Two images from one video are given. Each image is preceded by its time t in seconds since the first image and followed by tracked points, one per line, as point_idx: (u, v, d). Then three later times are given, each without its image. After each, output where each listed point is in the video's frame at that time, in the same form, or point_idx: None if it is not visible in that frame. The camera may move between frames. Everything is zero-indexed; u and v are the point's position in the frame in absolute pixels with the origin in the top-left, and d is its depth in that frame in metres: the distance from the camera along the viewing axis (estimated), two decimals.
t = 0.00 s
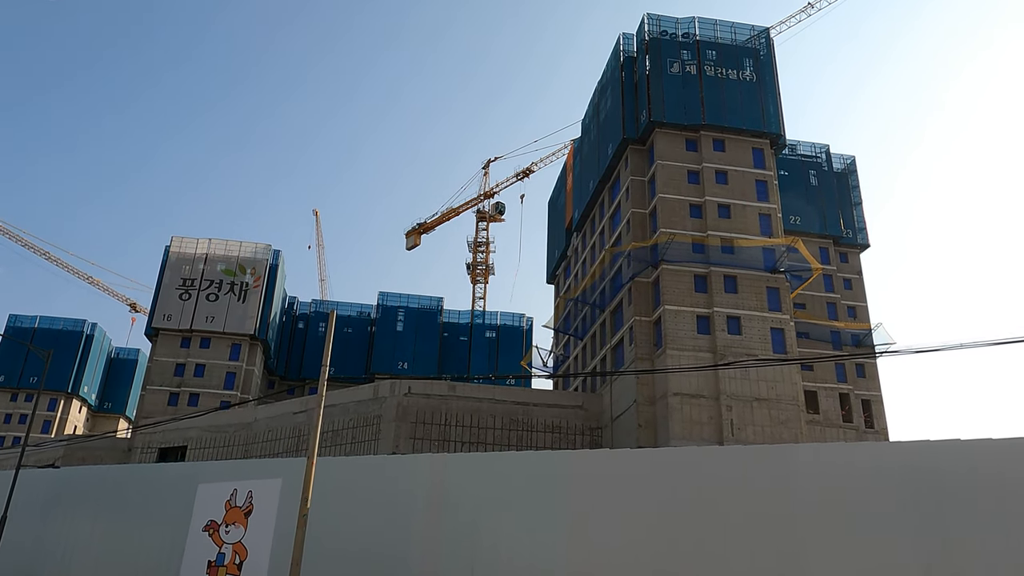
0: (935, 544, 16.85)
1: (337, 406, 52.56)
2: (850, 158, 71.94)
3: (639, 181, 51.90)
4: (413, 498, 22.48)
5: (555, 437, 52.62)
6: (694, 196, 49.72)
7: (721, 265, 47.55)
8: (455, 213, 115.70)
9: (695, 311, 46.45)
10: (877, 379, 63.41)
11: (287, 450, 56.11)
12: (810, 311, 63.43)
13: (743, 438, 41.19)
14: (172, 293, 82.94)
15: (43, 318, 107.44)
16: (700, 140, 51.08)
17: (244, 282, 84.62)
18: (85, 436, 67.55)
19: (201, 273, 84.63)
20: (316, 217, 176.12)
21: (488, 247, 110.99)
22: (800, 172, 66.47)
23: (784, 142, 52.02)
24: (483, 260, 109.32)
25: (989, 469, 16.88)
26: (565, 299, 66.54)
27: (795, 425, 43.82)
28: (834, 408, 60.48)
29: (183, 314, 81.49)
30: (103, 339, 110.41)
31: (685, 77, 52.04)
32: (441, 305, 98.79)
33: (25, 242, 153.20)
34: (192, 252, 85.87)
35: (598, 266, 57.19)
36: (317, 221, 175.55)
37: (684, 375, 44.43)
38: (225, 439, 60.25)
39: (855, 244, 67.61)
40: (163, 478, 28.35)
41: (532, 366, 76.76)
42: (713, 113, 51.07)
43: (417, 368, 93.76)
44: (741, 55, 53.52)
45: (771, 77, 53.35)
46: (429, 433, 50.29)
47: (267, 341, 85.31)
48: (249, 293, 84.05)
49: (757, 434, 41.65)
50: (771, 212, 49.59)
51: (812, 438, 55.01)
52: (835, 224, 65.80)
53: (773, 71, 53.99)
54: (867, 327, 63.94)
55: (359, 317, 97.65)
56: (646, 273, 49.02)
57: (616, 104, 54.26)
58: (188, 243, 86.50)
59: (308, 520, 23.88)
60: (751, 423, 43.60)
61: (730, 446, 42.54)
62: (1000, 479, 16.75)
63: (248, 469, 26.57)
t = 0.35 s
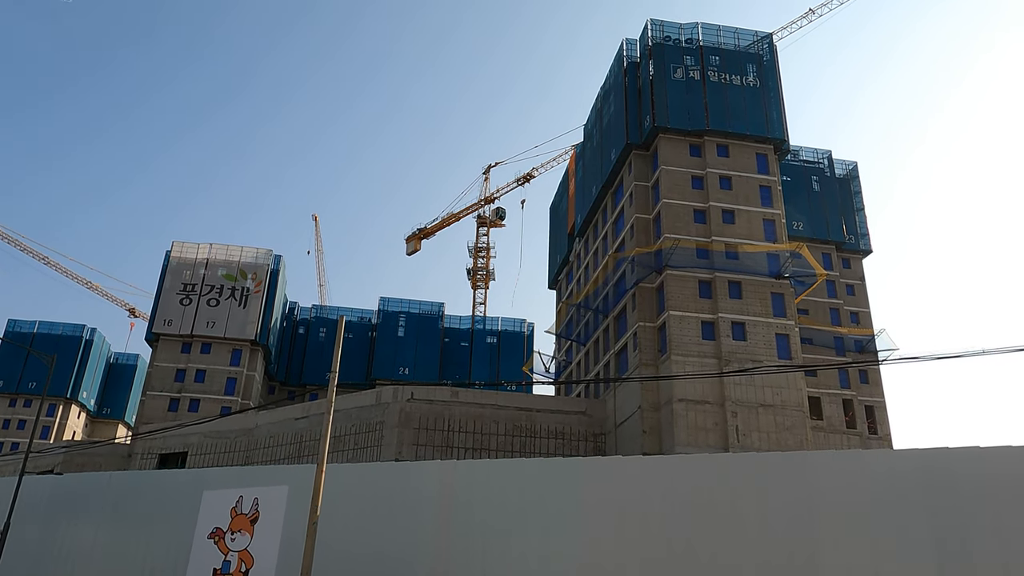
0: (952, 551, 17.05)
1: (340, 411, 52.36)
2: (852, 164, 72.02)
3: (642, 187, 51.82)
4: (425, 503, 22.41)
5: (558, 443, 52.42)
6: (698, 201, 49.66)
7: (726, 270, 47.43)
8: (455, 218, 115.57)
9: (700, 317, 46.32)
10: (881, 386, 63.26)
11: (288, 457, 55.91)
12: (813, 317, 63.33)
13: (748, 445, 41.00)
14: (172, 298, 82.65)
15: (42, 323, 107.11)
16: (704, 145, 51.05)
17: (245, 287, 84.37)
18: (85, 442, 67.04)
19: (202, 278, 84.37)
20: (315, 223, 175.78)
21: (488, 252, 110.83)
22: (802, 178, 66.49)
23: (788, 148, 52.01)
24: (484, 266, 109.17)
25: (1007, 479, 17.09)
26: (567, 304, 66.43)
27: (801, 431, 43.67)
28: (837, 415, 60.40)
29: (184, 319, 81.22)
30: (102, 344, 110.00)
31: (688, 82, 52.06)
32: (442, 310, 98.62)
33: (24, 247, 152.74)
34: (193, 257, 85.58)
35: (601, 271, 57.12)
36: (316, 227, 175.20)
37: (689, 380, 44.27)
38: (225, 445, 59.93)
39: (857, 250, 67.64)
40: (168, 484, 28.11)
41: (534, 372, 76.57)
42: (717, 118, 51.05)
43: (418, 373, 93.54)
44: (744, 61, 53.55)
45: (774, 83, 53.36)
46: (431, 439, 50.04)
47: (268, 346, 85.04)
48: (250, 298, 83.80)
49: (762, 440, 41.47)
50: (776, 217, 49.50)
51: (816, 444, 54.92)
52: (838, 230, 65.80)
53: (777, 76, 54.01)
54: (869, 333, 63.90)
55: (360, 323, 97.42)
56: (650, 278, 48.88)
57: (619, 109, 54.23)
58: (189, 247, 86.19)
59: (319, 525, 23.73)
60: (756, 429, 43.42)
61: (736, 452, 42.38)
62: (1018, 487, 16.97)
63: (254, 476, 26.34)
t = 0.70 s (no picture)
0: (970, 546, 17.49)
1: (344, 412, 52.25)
2: (855, 164, 72.04)
3: (647, 187, 51.70)
4: (443, 501, 22.56)
5: (563, 443, 52.33)
6: (703, 202, 49.58)
7: (731, 271, 47.37)
8: (456, 218, 115.40)
9: (706, 318, 46.24)
10: (884, 386, 63.22)
11: (290, 457, 55.82)
12: (816, 318, 63.27)
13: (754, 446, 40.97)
14: (174, 298, 82.45)
15: (42, 323, 106.81)
16: (709, 145, 50.97)
17: (247, 288, 84.17)
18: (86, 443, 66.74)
19: (203, 278, 84.16)
20: (315, 223, 175.41)
21: (489, 252, 110.70)
22: (805, 178, 66.51)
23: (793, 148, 51.96)
24: (485, 266, 109.03)
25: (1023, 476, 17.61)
26: (570, 304, 66.30)
27: (806, 432, 43.62)
28: (841, 415, 60.45)
29: (186, 319, 81.02)
30: (102, 344, 109.68)
31: (693, 82, 51.96)
32: (443, 310, 98.48)
33: (23, 246, 152.26)
34: (195, 257, 85.33)
35: (605, 272, 57.05)
36: (316, 227, 174.90)
37: (695, 381, 44.21)
38: (228, 446, 59.76)
39: (860, 251, 67.71)
40: (176, 485, 27.96)
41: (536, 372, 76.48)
42: (722, 118, 50.98)
43: (420, 373, 93.43)
44: (749, 61, 53.47)
45: (779, 84, 53.29)
46: (436, 440, 49.92)
47: (270, 346, 84.88)
48: (252, 298, 83.61)
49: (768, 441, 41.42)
50: (781, 217, 49.44)
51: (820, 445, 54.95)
52: (841, 230, 65.77)
53: (781, 77, 53.96)
54: (873, 333, 63.88)
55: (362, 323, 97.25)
56: (655, 278, 48.79)
57: (624, 109, 54.11)
58: (191, 247, 85.92)
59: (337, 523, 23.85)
60: (762, 430, 43.35)
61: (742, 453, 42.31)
62: None
63: (263, 477, 26.19)
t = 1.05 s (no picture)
0: (993, 546, 17.22)
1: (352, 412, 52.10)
2: (862, 161, 71.81)
3: (654, 186, 51.53)
4: (455, 500, 22.40)
5: (569, 443, 52.16)
6: (711, 200, 49.39)
7: (740, 269, 47.18)
8: (460, 218, 115.29)
9: (714, 316, 46.07)
10: (892, 385, 62.99)
11: (296, 457, 55.74)
12: (824, 317, 63.09)
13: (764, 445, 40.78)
14: (179, 298, 82.39)
15: (47, 324, 106.86)
16: (716, 144, 50.77)
17: (252, 288, 84.11)
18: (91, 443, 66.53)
19: (209, 278, 84.10)
20: (319, 224, 175.54)
21: (494, 252, 110.58)
22: (812, 177, 66.34)
23: (801, 146, 51.76)
24: (490, 266, 108.85)
25: None
26: (577, 304, 66.19)
27: (816, 431, 43.42)
28: (849, 415, 60.29)
29: (191, 320, 80.96)
30: (107, 345, 109.70)
31: (700, 81, 51.77)
32: (448, 310, 98.39)
33: (28, 248, 152.45)
34: (200, 257, 85.24)
35: (612, 271, 56.91)
36: (320, 227, 175.00)
37: (704, 380, 44.02)
38: (235, 446, 59.64)
39: (867, 249, 67.51)
40: (186, 484, 27.82)
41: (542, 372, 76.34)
42: (729, 117, 50.78)
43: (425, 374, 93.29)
44: (756, 59, 53.25)
45: (786, 81, 53.10)
46: (443, 440, 49.72)
47: (275, 346, 84.82)
48: (257, 298, 83.55)
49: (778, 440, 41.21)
50: (789, 216, 49.24)
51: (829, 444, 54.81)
52: (848, 229, 65.51)
53: (789, 75, 53.74)
54: (880, 332, 63.72)
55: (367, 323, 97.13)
56: (663, 278, 48.62)
57: (630, 108, 53.93)
58: (196, 247, 85.83)
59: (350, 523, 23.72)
60: (772, 429, 43.15)
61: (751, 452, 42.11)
62: None
63: (274, 477, 26.04)
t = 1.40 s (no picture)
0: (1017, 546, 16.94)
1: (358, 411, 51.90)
2: (868, 160, 71.56)
3: (662, 185, 51.31)
4: (468, 502, 22.27)
5: (577, 443, 51.96)
6: (719, 199, 49.16)
7: (748, 268, 46.96)
8: (463, 218, 114.93)
9: (722, 316, 45.87)
10: (900, 385, 62.78)
11: (302, 457, 55.61)
12: (831, 316, 62.84)
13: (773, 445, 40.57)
14: (184, 298, 82.26)
15: (51, 324, 106.81)
16: (724, 142, 50.54)
17: (257, 288, 84.00)
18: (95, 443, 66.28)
19: (213, 278, 83.97)
20: (323, 224, 175.47)
21: (498, 252, 110.31)
22: (818, 176, 66.19)
23: (808, 144, 51.52)
24: (494, 266, 108.57)
25: None
26: (583, 304, 66.02)
27: (825, 430, 43.19)
28: (857, 414, 60.01)
29: (196, 319, 80.82)
30: (111, 345, 109.66)
31: (708, 79, 51.52)
32: (453, 309, 98.29)
33: (32, 248, 152.49)
34: (205, 257, 85.05)
35: (619, 270, 56.72)
36: (324, 228, 174.96)
37: (712, 379, 43.79)
38: (240, 446, 59.50)
39: (874, 248, 67.32)
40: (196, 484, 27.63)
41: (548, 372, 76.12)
42: (737, 115, 50.54)
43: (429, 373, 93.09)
44: (763, 57, 52.98)
45: (793, 80, 52.83)
46: (450, 440, 49.47)
47: (280, 346, 84.72)
48: (262, 298, 83.44)
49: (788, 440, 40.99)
50: (797, 215, 49.02)
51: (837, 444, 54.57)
52: (855, 228, 65.25)
53: (796, 73, 53.50)
54: (888, 332, 63.49)
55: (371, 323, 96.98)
56: (671, 276, 48.41)
57: (637, 106, 53.69)
58: (200, 247, 85.65)
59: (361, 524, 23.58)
60: (781, 429, 42.93)
61: (760, 452, 41.87)
62: None
63: (284, 477, 25.85)
